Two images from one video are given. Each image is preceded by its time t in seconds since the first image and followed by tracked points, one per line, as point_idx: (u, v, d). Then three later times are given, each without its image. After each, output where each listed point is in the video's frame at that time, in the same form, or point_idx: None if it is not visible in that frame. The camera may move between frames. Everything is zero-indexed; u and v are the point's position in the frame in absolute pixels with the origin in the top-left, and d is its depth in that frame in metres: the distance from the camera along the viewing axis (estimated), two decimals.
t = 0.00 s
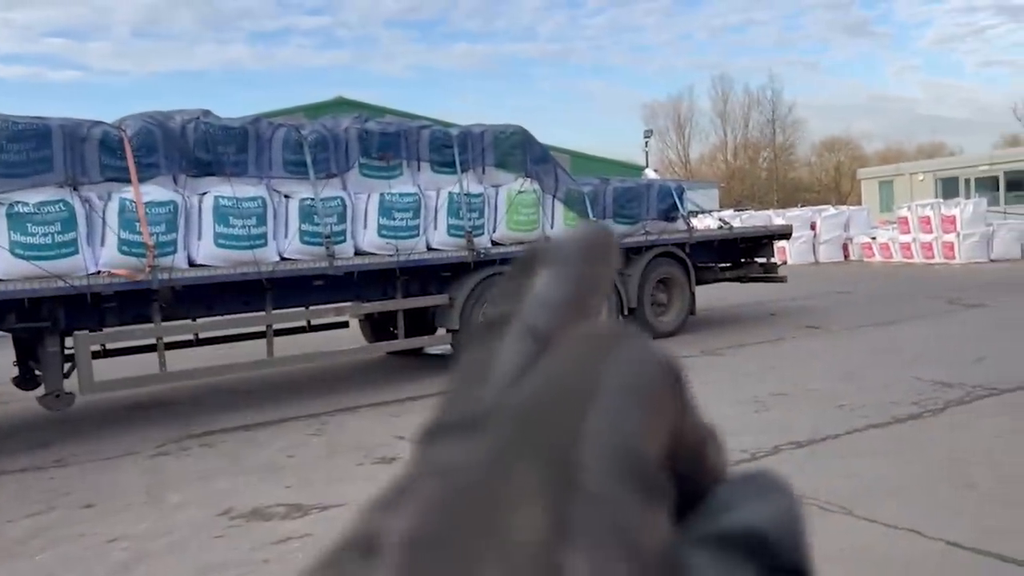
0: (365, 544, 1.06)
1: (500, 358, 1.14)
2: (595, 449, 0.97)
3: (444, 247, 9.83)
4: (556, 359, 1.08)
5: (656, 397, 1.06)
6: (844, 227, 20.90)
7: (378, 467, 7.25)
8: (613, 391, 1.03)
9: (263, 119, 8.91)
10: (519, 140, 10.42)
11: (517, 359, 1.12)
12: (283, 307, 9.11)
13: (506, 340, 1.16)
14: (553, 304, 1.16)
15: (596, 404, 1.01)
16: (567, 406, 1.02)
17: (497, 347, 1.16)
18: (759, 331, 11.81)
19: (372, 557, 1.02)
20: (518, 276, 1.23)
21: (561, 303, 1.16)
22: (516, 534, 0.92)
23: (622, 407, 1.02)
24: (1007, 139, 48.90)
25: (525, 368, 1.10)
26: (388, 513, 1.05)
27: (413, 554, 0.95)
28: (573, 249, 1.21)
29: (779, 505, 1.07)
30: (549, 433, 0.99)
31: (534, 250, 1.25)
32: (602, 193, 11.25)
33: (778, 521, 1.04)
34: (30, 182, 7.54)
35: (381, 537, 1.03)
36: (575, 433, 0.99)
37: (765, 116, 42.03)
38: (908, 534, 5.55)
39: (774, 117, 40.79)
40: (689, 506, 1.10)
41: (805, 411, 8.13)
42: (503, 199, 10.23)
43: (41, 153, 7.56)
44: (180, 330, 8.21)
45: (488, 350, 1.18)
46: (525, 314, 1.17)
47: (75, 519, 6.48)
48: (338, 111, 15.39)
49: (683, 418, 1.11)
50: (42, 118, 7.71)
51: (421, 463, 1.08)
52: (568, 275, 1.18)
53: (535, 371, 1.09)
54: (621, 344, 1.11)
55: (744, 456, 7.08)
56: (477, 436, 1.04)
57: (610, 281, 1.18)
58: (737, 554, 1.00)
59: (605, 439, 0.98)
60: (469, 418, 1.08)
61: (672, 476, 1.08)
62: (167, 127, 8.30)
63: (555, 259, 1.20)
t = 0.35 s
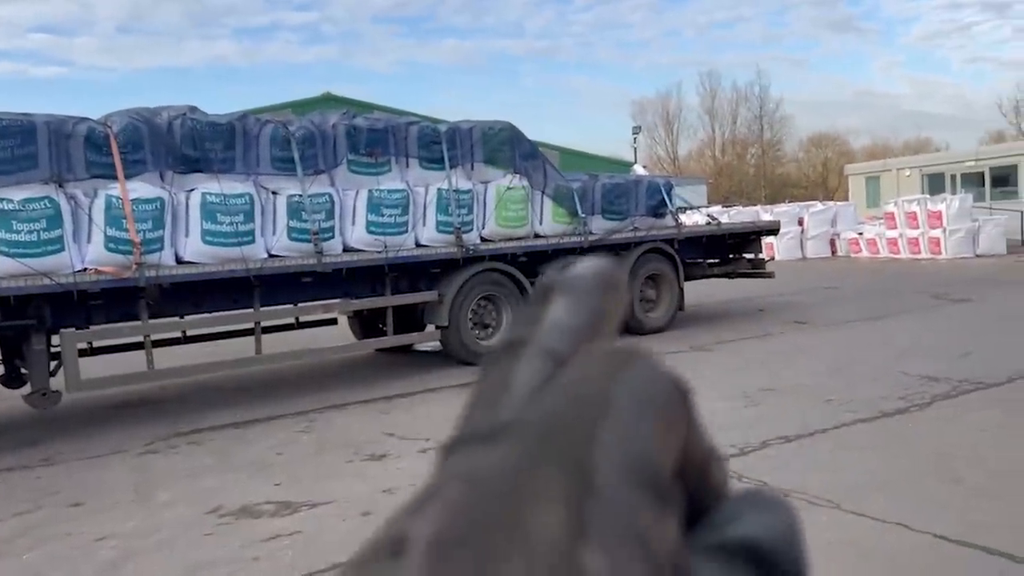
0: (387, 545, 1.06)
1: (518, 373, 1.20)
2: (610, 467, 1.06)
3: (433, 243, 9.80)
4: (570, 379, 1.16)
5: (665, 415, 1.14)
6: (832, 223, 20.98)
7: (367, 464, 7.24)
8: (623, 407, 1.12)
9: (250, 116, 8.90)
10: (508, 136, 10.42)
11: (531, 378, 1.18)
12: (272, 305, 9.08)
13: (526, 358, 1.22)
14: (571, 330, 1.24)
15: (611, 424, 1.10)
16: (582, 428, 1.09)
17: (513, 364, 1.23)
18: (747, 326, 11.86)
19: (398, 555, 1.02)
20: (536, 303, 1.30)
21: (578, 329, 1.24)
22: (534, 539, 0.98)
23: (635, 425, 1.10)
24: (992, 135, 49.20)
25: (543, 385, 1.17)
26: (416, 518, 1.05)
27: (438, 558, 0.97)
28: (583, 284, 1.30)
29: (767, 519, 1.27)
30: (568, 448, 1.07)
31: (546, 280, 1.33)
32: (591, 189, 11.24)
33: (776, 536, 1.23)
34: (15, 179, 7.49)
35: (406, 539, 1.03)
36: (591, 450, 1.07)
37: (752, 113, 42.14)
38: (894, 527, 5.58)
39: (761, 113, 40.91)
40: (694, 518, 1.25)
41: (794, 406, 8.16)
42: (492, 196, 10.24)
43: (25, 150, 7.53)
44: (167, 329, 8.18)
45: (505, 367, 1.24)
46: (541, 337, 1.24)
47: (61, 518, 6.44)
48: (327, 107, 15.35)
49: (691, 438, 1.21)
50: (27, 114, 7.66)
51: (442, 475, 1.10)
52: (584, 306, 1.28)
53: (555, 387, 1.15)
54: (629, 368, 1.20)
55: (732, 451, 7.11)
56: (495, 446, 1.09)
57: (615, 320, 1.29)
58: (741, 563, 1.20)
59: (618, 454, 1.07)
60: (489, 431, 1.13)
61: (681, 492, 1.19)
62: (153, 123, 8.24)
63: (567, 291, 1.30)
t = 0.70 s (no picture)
0: (395, 514, 1.03)
1: (526, 341, 1.10)
2: (623, 436, 0.97)
3: (426, 238, 9.79)
4: (579, 348, 1.06)
5: (679, 381, 1.04)
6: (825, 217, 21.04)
7: (361, 459, 7.23)
8: (635, 373, 1.01)
9: (243, 111, 8.87)
10: (501, 131, 10.41)
11: (539, 347, 1.08)
12: (265, 301, 9.05)
13: (532, 329, 1.11)
14: (581, 299, 1.11)
15: (623, 395, 0.99)
16: (594, 399, 1.00)
17: (521, 334, 1.12)
18: (740, 320, 11.89)
19: (406, 524, 0.99)
20: (546, 269, 1.18)
21: (588, 296, 1.12)
22: (546, 510, 0.92)
23: (650, 395, 0.99)
24: (984, 129, 49.39)
25: (552, 354, 1.07)
26: (411, 499, 1.01)
27: (442, 521, 0.94)
28: (598, 247, 1.17)
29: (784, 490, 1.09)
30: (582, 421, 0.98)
31: (561, 248, 1.21)
32: (585, 184, 11.23)
33: (791, 504, 1.05)
34: (5, 175, 7.44)
35: (412, 507, 1.00)
36: (603, 420, 0.98)
37: (746, 107, 42.19)
38: (886, 520, 5.59)
39: (755, 107, 40.95)
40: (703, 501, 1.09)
41: (788, 399, 8.19)
42: (485, 191, 10.23)
43: (16, 146, 7.48)
44: (160, 326, 8.15)
45: (514, 338, 1.13)
46: (549, 305, 1.12)
47: (54, 516, 6.41)
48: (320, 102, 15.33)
49: (703, 402, 1.09)
50: (18, 110, 7.60)
51: (448, 445, 1.05)
52: (595, 270, 1.14)
53: (563, 358, 1.06)
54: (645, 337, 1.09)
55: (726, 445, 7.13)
56: (503, 418, 1.02)
57: (628, 286, 1.15)
58: (748, 535, 1.02)
59: (633, 425, 0.97)
60: (500, 400, 1.05)
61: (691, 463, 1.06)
62: (145, 119, 8.20)
63: (578, 256, 1.16)
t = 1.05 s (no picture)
0: (422, 491, 1.16)
1: (550, 321, 1.16)
2: (653, 411, 1.02)
3: (423, 234, 9.79)
4: (607, 325, 1.11)
5: (712, 355, 1.07)
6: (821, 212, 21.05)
7: (358, 455, 7.23)
8: (664, 349, 1.06)
9: (238, 106, 8.84)
10: (497, 126, 10.41)
11: (565, 325, 1.14)
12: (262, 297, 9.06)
13: (558, 307, 1.17)
14: (605, 277, 1.16)
15: (644, 370, 1.05)
16: (617, 375, 1.06)
17: (548, 312, 1.18)
18: (737, 315, 11.90)
19: (424, 504, 1.13)
20: (571, 246, 1.21)
21: (614, 274, 1.16)
22: (573, 487, 1.01)
23: (679, 368, 1.05)
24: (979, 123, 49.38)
25: (577, 332, 1.13)
26: (442, 469, 1.15)
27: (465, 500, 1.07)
28: (622, 226, 1.19)
29: (820, 469, 1.06)
30: (607, 396, 1.05)
31: (587, 223, 1.24)
32: (581, 179, 11.23)
33: (825, 486, 1.02)
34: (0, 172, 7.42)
35: (443, 477, 1.14)
36: (630, 395, 1.04)
37: (742, 101, 42.13)
38: (884, 514, 5.60)
39: (751, 101, 40.89)
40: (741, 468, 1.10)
41: (784, 394, 8.21)
42: (482, 185, 10.22)
43: (10, 142, 7.46)
44: (157, 322, 8.15)
45: (536, 317, 1.20)
46: (576, 283, 1.18)
47: (52, 512, 6.41)
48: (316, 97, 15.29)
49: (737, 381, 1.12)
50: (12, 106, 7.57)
51: (468, 426, 1.16)
52: (619, 250, 1.18)
53: (588, 336, 1.12)
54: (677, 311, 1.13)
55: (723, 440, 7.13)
56: (529, 394, 1.11)
57: (655, 263, 1.19)
58: (780, 515, 1.01)
59: (662, 400, 1.03)
60: (521, 378, 1.14)
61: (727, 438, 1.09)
62: (140, 115, 8.18)
63: (602, 235, 1.19)
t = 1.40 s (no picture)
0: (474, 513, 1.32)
1: (589, 367, 1.29)
2: (687, 456, 1.18)
3: (421, 230, 9.77)
4: (645, 374, 1.25)
5: (740, 409, 1.26)
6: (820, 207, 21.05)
7: (357, 452, 7.23)
8: (701, 398, 1.23)
9: (236, 104, 8.86)
10: (495, 122, 10.41)
11: (605, 372, 1.27)
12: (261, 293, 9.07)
13: (597, 354, 1.31)
14: (642, 329, 1.30)
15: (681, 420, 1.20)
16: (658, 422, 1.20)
17: (585, 356, 1.32)
18: (735, 310, 11.91)
19: (471, 535, 1.29)
20: (611, 297, 1.36)
21: (648, 327, 1.30)
22: (614, 527, 1.15)
23: (711, 419, 1.21)
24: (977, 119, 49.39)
25: (615, 379, 1.26)
26: (484, 501, 1.30)
27: (510, 529, 1.22)
28: (657, 282, 1.34)
29: (835, 528, 1.30)
30: (643, 440, 1.20)
31: (620, 278, 1.39)
32: (580, 175, 11.21)
33: (842, 542, 1.27)
34: None
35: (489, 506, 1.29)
36: (670, 441, 1.19)
37: (740, 97, 42.10)
38: (882, 509, 5.60)
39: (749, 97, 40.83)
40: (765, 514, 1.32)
41: (782, 389, 8.21)
42: (480, 182, 10.21)
43: (7, 139, 7.44)
44: (156, 319, 8.18)
45: (575, 361, 1.33)
46: (612, 332, 1.32)
47: (51, 510, 6.40)
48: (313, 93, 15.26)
49: (763, 437, 1.31)
50: (9, 104, 7.57)
51: (508, 460, 1.30)
52: (654, 305, 1.32)
53: (626, 382, 1.25)
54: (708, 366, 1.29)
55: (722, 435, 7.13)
56: (576, 433, 1.24)
57: (684, 316, 1.33)
58: (803, 568, 1.25)
59: (697, 447, 1.19)
60: (561, 421, 1.27)
61: (754, 491, 1.28)
62: (137, 112, 8.17)
63: (638, 291, 1.34)
